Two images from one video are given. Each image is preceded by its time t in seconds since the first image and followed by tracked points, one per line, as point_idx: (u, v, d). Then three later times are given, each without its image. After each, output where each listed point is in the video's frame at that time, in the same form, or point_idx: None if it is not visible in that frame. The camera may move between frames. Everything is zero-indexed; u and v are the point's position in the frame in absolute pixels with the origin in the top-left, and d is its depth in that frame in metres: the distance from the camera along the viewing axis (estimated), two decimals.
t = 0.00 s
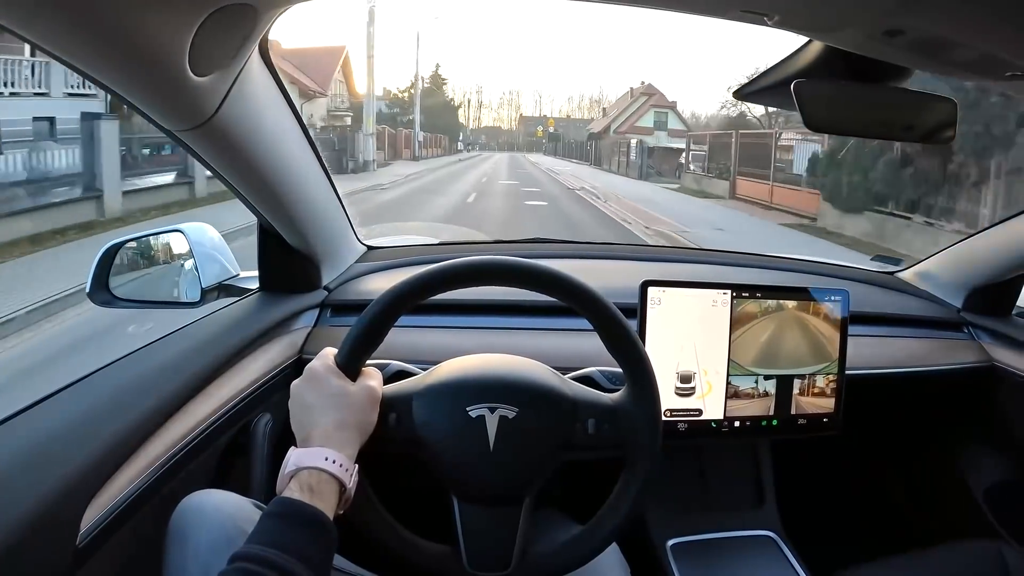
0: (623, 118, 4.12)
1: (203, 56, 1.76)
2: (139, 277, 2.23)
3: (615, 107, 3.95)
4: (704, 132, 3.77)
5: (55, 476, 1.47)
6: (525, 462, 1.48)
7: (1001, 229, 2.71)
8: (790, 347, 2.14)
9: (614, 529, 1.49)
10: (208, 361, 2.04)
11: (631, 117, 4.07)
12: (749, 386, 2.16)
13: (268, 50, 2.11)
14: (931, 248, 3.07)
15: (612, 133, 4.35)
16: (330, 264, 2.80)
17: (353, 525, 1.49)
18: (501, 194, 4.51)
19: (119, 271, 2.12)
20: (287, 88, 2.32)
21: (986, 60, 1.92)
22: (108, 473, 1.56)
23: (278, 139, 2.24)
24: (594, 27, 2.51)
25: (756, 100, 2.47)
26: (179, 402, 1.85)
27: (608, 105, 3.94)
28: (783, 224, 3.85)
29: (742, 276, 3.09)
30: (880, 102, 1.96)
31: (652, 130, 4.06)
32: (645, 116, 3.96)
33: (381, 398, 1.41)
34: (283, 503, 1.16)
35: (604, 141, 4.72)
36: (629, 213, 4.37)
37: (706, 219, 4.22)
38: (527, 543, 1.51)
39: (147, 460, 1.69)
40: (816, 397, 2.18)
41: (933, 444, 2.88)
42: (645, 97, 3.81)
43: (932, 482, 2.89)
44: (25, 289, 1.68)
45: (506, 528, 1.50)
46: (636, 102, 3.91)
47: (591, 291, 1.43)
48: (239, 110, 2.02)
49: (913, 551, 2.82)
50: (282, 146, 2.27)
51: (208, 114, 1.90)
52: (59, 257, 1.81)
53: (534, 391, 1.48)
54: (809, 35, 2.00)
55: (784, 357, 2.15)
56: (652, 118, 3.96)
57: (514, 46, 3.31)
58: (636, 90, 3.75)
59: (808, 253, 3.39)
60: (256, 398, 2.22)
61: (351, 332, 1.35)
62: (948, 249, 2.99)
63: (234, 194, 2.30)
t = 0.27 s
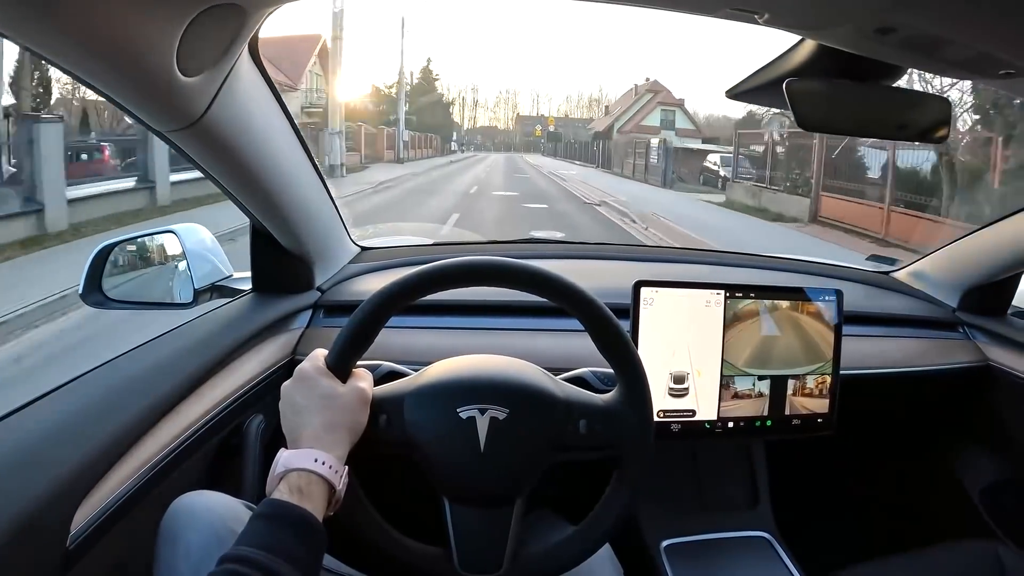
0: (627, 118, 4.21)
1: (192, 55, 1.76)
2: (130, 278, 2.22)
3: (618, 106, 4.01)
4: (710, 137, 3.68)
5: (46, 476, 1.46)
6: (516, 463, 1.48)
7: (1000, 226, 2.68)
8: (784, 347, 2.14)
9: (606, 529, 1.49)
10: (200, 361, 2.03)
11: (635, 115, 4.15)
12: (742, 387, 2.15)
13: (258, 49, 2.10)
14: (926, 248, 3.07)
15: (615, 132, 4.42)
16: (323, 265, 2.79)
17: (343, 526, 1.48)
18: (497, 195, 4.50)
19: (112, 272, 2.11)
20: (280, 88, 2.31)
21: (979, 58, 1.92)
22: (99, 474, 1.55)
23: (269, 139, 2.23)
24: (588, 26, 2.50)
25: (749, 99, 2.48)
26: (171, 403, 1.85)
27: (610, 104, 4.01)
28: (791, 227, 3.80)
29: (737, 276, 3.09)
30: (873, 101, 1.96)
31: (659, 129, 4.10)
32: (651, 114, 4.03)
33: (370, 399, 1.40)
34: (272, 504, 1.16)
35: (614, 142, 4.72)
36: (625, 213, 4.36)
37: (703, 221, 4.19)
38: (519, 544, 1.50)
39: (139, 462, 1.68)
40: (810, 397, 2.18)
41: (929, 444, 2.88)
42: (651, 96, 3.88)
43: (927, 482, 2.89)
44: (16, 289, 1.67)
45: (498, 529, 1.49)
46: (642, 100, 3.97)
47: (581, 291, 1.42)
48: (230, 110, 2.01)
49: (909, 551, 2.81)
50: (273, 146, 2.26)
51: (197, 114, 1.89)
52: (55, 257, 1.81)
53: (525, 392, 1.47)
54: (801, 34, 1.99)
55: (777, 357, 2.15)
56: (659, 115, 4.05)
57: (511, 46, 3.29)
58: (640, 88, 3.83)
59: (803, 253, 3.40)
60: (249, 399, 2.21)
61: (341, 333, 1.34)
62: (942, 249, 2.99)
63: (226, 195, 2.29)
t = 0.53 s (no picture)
0: (632, 117, 4.24)
1: (183, 57, 1.75)
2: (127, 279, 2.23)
3: (620, 105, 4.07)
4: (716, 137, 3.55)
5: (38, 478, 1.45)
6: (510, 463, 1.47)
7: (998, 224, 2.67)
8: (779, 347, 2.14)
9: (600, 531, 1.48)
10: (194, 363, 2.03)
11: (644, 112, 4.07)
12: (737, 387, 2.15)
13: (250, 50, 2.09)
14: (922, 247, 3.07)
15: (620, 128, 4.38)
16: (318, 266, 2.79)
17: (337, 528, 1.48)
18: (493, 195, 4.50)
19: (106, 273, 2.11)
20: (273, 88, 2.30)
21: (972, 57, 1.92)
22: (92, 476, 1.55)
23: (262, 141, 2.23)
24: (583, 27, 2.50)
25: (743, 99, 2.48)
26: (165, 404, 1.84)
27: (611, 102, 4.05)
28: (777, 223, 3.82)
29: (732, 275, 3.09)
30: (866, 101, 1.95)
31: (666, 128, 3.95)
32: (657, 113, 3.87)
33: (364, 400, 1.40)
34: (265, 507, 1.15)
35: (626, 142, 4.74)
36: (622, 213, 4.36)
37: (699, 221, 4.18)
38: (513, 545, 1.50)
39: (133, 463, 1.67)
40: (805, 397, 2.18)
41: (925, 444, 2.88)
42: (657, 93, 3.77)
43: (924, 482, 2.89)
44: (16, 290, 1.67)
45: (493, 531, 1.49)
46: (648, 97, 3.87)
47: (574, 291, 1.42)
48: (222, 112, 2.00)
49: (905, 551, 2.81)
50: (267, 148, 2.26)
51: (188, 117, 1.89)
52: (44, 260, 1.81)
53: (518, 393, 1.47)
54: (795, 33, 1.99)
55: (772, 357, 2.15)
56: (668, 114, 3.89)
57: (508, 46, 3.27)
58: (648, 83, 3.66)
59: (798, 252, 3.40)
60: (244, 400, 2.21)
61: (335, 334, 1.34)
62: (937, 248, 2.99)
63: (219, 196, 2.28)
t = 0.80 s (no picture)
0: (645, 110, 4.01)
1: (178, 58, 1.75)
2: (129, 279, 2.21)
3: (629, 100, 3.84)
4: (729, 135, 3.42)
5: (34, 479, 1.45)
6: (507, 463, 1.47)
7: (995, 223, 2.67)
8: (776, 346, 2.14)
9: (598, 531, 1.48)
10: (191, 363, 2.03)
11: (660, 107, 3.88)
12: (735, 386, 2.16)
13: (246, 51, 2.09)
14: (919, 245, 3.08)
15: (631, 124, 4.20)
16: (316, 266, 2.79)
17: (335, 528, 1.48)
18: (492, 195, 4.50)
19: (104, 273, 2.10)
20: (270, 89, 2.30)
21: (968, 56, 1.92)
22: (89, 477, 1.55)
23: (258, 142, 2.23)
24: (581, 27, 2.50)
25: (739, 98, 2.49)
26: (162, 406, 1.84)
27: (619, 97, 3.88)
28: (779, 224, 3.80)
29: (730, 274, 3.10)
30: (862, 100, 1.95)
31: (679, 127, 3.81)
32: (668, 111, 3.71)
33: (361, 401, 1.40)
34: (262, 508, 1.15)
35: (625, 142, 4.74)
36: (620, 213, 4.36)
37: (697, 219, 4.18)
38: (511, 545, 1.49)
39: (130, 465, 1.67)
40: (801, 396, 2.18)
41: (923, 442, 2.88)
42: (666, 89, 3.61)
43: (922, 480, 2.89)
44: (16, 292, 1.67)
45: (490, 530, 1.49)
46: (658, 94, 3.69)
47: (569, 290, 1.42)
48: (218, 113, 2.00)
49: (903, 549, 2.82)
50: (263, 148, 2.26)
51: (183, 118, 1.89)
52: (38, 261, 1.80)
53: (515, 392, 1.47)
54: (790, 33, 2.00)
55: (768, 356, 2.15)
56: (679, 110, 3.73)
57: (509, 47, 3.26)
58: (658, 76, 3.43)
59: (795, 251, 3.41)
60: (241, 401, 2.21)
61: (331, 335, 1.34)
62: (935, 247, 2.99)
63: (215, 196, 2.28)
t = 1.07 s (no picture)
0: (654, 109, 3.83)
1: (175, 60, 1.76)
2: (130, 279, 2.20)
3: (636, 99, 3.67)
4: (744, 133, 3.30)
5: (32, 480, 1.46)
6: (502, 463, 1.48)
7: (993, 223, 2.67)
8: (772, 346, 2.14)
9: (593, 531, 1.49)
10: (189, 364, 2.03)
11: (668, 104, 3.68)
12: (730, 386, 2.16)
13: (242, 52, 2.09)
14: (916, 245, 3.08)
15: (643, 125, 4.05)
16: (313, 267, 2.79)
17: (331, 528, 1.48)
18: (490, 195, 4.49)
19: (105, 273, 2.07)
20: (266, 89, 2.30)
21: (963, 55, 1.92)
22: (87, 477, 1.55)
23: (255, 142, 2.23)
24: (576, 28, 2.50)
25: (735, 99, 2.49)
26: (160, 406, 1.84)
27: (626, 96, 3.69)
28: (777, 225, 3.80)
29: (727, 275, 3.10)
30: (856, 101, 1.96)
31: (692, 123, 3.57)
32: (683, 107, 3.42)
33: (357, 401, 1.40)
34: (259, 508, 1.16)
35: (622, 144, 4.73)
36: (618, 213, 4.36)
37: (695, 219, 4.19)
38: (507, 544, 1.50)
39: (128, 465, 1.68)
40: (798, 396, 2.18)
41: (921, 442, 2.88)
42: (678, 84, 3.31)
43: (920, 479, 2.89)
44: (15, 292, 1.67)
45: (486, 530, 1.50)
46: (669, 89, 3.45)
47: (563, 290, 1.42)
48: (215, 114, 2.01)
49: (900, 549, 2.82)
50: (259, 149, 2.26)
51: (180, 119, 1.90)
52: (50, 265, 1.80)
53: (511, 393, 1.47)
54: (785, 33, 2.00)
55: (765, 357, 2.15)
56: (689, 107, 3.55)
57: (509, 48, 3.24)
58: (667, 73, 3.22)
59: (793, 251, 3.41)
60: (238, 402, 2.21)
61: (328, 336, 1.34)
62: (932, 247, 3.00)
63: (212, 197, 2.28)
